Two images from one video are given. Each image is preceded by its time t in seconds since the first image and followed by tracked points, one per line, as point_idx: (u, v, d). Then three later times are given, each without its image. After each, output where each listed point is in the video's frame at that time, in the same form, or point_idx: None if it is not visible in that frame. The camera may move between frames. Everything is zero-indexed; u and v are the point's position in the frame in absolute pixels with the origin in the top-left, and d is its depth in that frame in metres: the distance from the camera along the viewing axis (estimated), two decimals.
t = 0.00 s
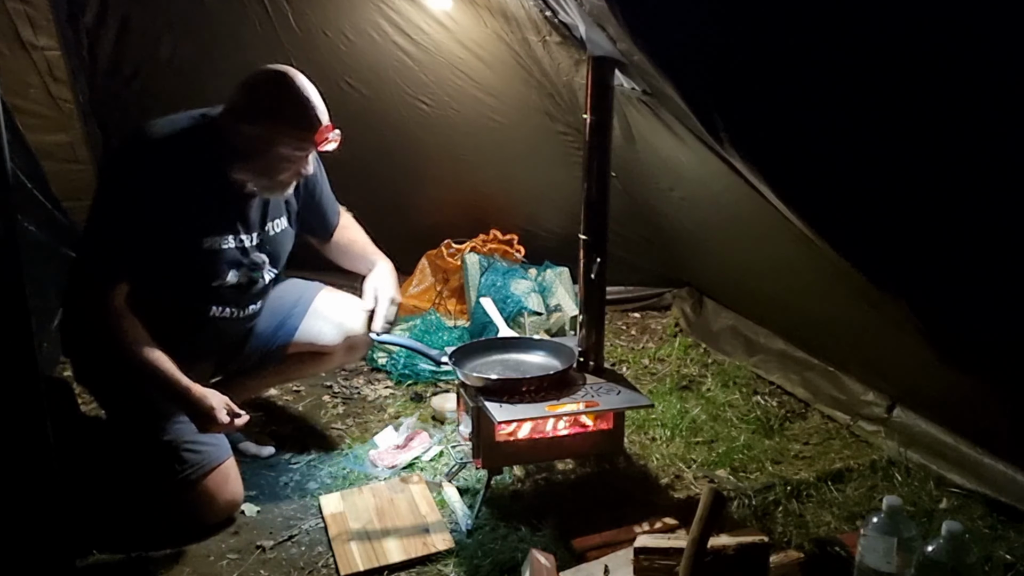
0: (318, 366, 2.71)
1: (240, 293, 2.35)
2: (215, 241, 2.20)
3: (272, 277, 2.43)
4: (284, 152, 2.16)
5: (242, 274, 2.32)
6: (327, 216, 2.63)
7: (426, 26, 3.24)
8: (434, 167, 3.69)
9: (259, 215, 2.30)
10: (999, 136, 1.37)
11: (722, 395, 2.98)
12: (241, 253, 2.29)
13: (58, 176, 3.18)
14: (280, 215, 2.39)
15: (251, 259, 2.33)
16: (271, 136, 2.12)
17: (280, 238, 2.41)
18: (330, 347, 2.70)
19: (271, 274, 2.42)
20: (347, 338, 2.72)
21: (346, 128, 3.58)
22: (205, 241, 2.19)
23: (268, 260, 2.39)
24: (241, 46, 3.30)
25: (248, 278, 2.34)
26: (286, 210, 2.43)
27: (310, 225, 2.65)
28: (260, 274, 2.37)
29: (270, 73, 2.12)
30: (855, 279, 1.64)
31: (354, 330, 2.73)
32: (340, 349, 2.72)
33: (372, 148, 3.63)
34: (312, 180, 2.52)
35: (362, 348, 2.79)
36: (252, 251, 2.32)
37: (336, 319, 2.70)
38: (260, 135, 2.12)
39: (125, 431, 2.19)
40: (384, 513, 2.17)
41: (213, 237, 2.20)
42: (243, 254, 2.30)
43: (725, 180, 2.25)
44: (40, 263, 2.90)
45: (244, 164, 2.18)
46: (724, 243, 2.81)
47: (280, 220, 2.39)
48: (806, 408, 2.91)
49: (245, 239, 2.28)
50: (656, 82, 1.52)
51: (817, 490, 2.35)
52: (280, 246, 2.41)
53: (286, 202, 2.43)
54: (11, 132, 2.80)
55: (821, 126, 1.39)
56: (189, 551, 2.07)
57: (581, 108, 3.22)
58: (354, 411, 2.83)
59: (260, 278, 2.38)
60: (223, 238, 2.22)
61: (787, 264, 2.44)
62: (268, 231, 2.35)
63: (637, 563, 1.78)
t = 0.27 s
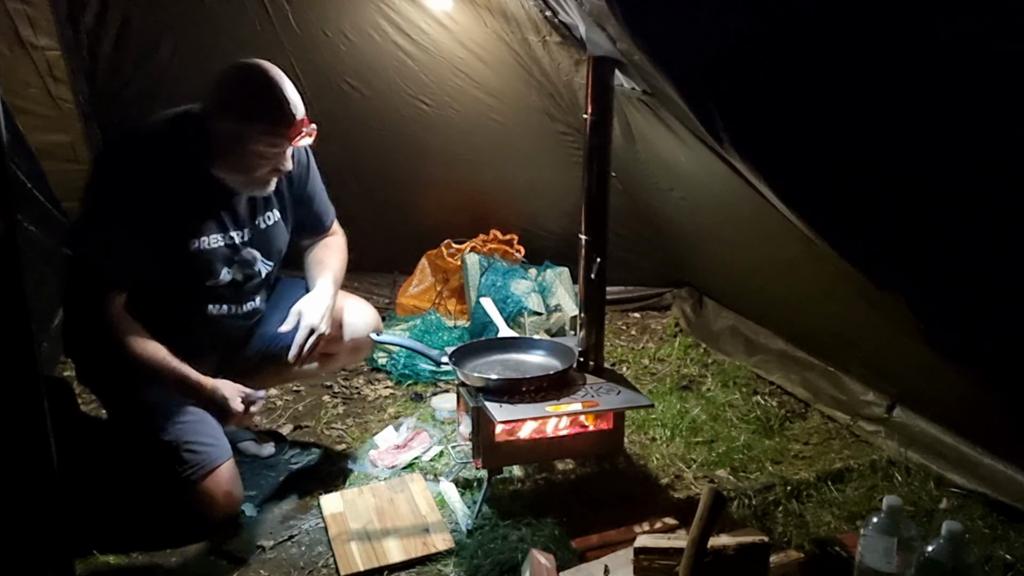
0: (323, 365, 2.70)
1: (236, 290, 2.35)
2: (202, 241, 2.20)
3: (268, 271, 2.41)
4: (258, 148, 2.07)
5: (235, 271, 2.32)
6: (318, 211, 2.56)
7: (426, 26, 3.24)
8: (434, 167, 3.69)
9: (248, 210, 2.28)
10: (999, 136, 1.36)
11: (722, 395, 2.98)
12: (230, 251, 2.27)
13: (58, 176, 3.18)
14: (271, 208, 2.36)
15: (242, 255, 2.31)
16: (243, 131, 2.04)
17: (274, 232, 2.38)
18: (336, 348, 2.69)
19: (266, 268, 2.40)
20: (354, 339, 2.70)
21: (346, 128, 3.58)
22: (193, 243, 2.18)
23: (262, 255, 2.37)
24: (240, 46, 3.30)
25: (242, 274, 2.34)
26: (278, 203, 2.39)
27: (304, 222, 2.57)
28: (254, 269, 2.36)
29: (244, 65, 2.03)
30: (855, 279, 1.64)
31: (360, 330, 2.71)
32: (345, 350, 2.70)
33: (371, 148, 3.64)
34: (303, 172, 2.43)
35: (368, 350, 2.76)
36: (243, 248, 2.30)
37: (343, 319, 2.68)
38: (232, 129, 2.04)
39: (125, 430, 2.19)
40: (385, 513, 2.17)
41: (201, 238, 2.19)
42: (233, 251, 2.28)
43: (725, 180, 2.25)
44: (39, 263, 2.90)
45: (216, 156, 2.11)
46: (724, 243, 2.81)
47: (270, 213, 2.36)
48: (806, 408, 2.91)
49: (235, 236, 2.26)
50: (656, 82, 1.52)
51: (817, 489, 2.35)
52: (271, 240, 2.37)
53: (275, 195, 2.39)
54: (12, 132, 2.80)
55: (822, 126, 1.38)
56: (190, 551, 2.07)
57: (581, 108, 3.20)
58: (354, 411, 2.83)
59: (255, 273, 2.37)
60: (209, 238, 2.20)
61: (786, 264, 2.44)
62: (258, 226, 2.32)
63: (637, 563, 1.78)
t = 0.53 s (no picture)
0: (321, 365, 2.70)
1: (228, 292, 2.37)
2: (188, 243, 2.22)
3: (257, 273, 2.44)
4: (236, 147, 2.06)
5: (224, 273, 2.34)
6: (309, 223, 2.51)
7: (426, 26, 3.26)
8: (434, 167, 3.69)
9: (236, 212, 2.31)
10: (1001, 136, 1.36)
11: (722, 395, 2.98)
12: (217, 252, 2.30)
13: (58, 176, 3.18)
14: (263, 212, 2.39)
15: (228, 259, 2.32)
16: (220, 130, 2.03)
17: (264, 235, 2.41)
18: (330, 350, 2.68)
19: (254, 271, 2.43)
20: (350, 340, 2.69)
21: (347, 128, 3.58)
22: (180, 245, 2.21)
23: (250, 257, 2.40)
24: (241, 46, 3.30)
25: (231, 277, 2.36)
26: (271, 207, 2.43)
27: (294, 232, 2.51)
28: (242, 272, 2.38)
29: (226, 65, 2.05)
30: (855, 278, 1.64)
31: (356, 332, 2.70)
32: (343, 351, 2.70)
33: (371, 148, 3.64)
34: (295, 175, 2.44)
35: (369, 349, 2.76)
36: (230, 251, 2.32)
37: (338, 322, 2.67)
38: (210, 129, 2.04)
39: (125, 430, 2.19)
40: (384, 513, 2.17)
41: (186, 240, 2.21)
42: (220, 254, 2.30)
43: (725, 180, 2.25)
44: (40, 263, 2.90)
45: (202, 158, 2.12)
46: (724, 242, 2.81)
47: (263, 216, 2.39)
48: (806, 408, 2.91)
49: (223, 239, 2.29)
50: (656, 83, 1.52)
51: (817, 489, 2.35)
52: (260, 243, 2.40)
53: (269, 198, 2.42)
54: (13, 132, 2.80)
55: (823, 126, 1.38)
56: (190, 551, 2.07)
57: (581, 109, 3.21)
58: (354, 411, 2.83)
59: (245, 276, 2.40)
60: (195, 241, 2.23)
61: (786, 263, 2.44)
62: (247, 229, 2.35)
63: (637, 563, 1.78)
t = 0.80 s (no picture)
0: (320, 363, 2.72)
1: (224, 293, 2.39)
2: (184, 246, 2.22)
3: (254, 275, 2.45)
4: (231, 152, 2.06)
5: (221, 275, 2.35)
6: (309, 224, 2.52)
7: (426, 26, 3.25)
8: (434, 167, 3.69)
9: (232, 216, 2.31)
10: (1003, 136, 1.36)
11: (722, 395, 2.98)
12: (212, 255, 2.30)
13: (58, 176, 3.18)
14: (259, 215, 2.39)
15: (224, 261, 2.34)
16: (216, 135, 2.03)
17: (260, 237, 2.42)
18: (330, 348, 2.69)
19: (251, 272, 2.44)
20: (348, 338, 2.71)
21: (347, 128, 3.58)
22: (176, 247, 2.20)
23: (247, 259, 2.41)
24: (240, 46, 3.30)
25: (228, 279, 2.37)
26: (267, 210, 2.43)
27: (294, 232, 2.51)
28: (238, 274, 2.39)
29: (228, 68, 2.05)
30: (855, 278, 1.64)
31: (354, 330, 2.72)
32: (341, 349, 2.71)
33: (371, 148, 3.64)
34: (292, 177, 2.44)
35: (366, 346, 2.78)
36: (226, 253, 2.33)
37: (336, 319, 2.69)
38: (208, 132, 2.04)
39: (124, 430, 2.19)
40: (384, 513, 2.17)
41: (182, 243, 2.21)
42: (216, 256, 2.31)
43: (725, 180, 2.25)
44: (39, 264, 2.90)
45: (197, 160, 2.12)
46: (723, 242, 2.81)
47: (259, 219, 2.40)
48: (806, 408, 2.91)
49: (219, 241, 2.30)
50: (657, 83, 1.52)
51: (817, 490, 2.35)
52: (258, 245, 2.41)
53: (265, 201, 2.41)
54: (12, 132, 2.80)
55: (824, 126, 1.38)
56: (190, 551, 2.07)
57: (581, 108, 3.20)
58: (354, 411, 2.83)
59: (241, 278, 2.41)
60: (191, 243, 2.23)
61: (786, 263, 2.44)
62: (243, 232, 2.36)
63: (637, 563, 1.78)
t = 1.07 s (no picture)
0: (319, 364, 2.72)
1: (221, 295, 2.38)
2: (181, 249, 2.22)
3: (252, 277, 2.44)
4: (228, 158, 2.05)
5: (218, 278, 2.35)
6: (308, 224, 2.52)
7: (427, 27, 3.26)
8: (434, 167, 3.69)
9: (230, 218, 2.30)
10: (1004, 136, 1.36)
11: (722, 395, 2.98)
12: (210, 258, 2.30)
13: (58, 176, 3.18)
14: (257, 216, 2.39)
15: (222, 263, 2.33)
16: (214, 138, 2.03)
17: (259, 239, 2.41)
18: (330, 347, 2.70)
19: (249, 274, 2.43)
20: (347, 338, 2.72)
21: (346, 128, 3.58)
22: (172, 250, 2.21)
23: (245, 261, 2.40)
24: (240, 45, 3.30)
25: (226, 281, 2.37)
26: (266, 212, 2.42)
27: (293, 232, 2.52)
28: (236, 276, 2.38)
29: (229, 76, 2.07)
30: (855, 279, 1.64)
31: (354, 330, 2.73)
32: (341, 349, 2.72)
33: (371, 148, 3.64)
34: (290, 178, 2.44)
35: (365, 346, 2.79)
36: (224, 256, 2.33)
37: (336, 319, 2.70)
38: (207, 136, 2.04)
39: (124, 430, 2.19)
40: (384, 513, 2.17)
41: (178, 246, 2.21)
42: (214, 259, 2.31)
43: (725, 180, 2.25)
44: (39, 264, 2.90)
45: (196, 165, 2.13)
46: (723, 242, 2.81)
47: (258, 220, 2.39)
48: (807, 407, 2.91)
49: (216, 243, 2.29)
50: (657, 83, 1.52)
51: (817, 490, 2.35)
52: (256, 248, 2.40)
53: (264, 202, 2.41)
54: (12, 132, 2.80)
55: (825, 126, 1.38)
56: (190, 552, 2.07)
57: (581, 108, 3.21)
58: (354, 411, 2.83)
59: (240, 280, 2.40)
60: (187, 246, 2.23)
61: (786, 264, 2.44)
62: (241, 234, 2.35)
63: (637, 563, 1.78)
